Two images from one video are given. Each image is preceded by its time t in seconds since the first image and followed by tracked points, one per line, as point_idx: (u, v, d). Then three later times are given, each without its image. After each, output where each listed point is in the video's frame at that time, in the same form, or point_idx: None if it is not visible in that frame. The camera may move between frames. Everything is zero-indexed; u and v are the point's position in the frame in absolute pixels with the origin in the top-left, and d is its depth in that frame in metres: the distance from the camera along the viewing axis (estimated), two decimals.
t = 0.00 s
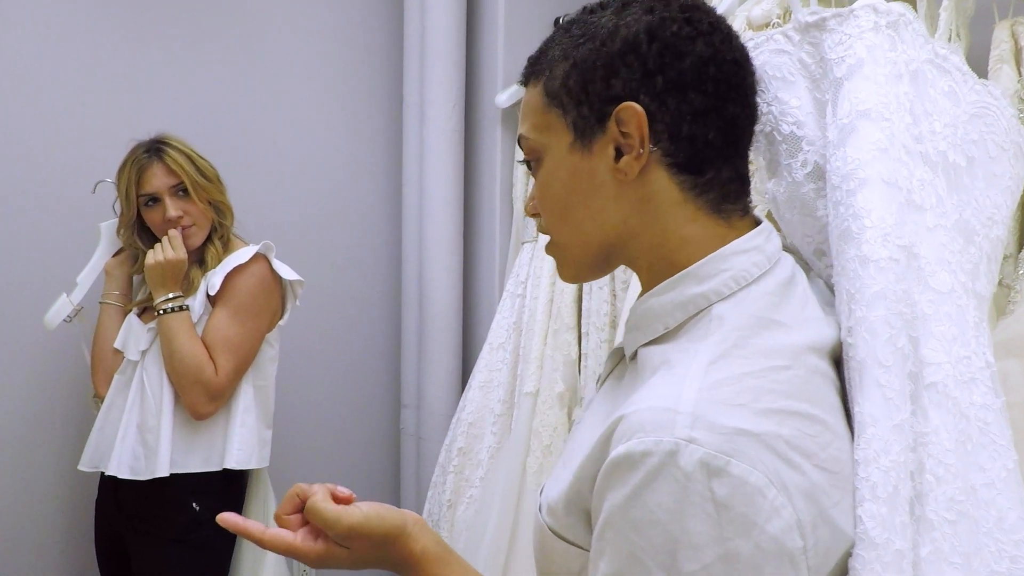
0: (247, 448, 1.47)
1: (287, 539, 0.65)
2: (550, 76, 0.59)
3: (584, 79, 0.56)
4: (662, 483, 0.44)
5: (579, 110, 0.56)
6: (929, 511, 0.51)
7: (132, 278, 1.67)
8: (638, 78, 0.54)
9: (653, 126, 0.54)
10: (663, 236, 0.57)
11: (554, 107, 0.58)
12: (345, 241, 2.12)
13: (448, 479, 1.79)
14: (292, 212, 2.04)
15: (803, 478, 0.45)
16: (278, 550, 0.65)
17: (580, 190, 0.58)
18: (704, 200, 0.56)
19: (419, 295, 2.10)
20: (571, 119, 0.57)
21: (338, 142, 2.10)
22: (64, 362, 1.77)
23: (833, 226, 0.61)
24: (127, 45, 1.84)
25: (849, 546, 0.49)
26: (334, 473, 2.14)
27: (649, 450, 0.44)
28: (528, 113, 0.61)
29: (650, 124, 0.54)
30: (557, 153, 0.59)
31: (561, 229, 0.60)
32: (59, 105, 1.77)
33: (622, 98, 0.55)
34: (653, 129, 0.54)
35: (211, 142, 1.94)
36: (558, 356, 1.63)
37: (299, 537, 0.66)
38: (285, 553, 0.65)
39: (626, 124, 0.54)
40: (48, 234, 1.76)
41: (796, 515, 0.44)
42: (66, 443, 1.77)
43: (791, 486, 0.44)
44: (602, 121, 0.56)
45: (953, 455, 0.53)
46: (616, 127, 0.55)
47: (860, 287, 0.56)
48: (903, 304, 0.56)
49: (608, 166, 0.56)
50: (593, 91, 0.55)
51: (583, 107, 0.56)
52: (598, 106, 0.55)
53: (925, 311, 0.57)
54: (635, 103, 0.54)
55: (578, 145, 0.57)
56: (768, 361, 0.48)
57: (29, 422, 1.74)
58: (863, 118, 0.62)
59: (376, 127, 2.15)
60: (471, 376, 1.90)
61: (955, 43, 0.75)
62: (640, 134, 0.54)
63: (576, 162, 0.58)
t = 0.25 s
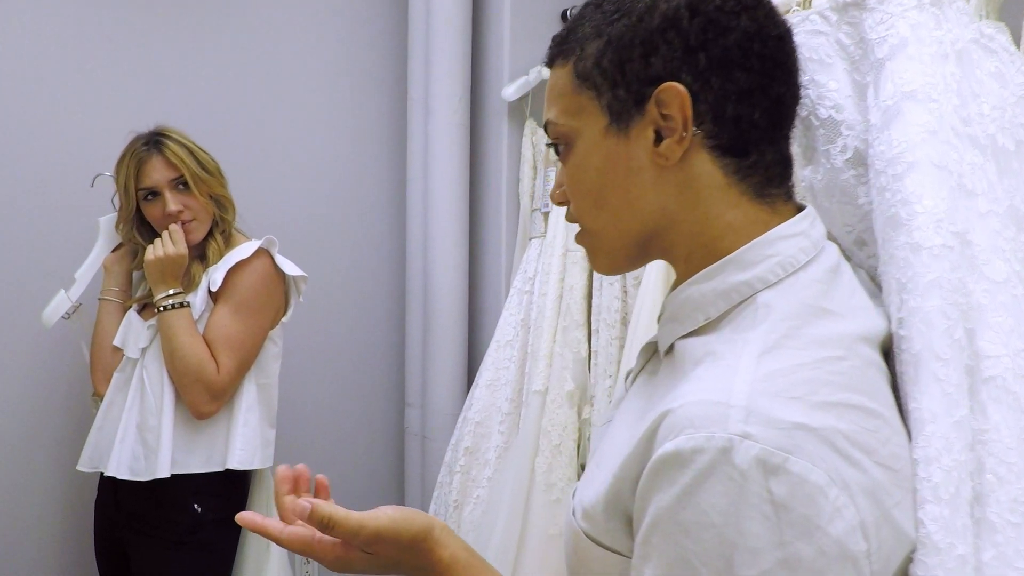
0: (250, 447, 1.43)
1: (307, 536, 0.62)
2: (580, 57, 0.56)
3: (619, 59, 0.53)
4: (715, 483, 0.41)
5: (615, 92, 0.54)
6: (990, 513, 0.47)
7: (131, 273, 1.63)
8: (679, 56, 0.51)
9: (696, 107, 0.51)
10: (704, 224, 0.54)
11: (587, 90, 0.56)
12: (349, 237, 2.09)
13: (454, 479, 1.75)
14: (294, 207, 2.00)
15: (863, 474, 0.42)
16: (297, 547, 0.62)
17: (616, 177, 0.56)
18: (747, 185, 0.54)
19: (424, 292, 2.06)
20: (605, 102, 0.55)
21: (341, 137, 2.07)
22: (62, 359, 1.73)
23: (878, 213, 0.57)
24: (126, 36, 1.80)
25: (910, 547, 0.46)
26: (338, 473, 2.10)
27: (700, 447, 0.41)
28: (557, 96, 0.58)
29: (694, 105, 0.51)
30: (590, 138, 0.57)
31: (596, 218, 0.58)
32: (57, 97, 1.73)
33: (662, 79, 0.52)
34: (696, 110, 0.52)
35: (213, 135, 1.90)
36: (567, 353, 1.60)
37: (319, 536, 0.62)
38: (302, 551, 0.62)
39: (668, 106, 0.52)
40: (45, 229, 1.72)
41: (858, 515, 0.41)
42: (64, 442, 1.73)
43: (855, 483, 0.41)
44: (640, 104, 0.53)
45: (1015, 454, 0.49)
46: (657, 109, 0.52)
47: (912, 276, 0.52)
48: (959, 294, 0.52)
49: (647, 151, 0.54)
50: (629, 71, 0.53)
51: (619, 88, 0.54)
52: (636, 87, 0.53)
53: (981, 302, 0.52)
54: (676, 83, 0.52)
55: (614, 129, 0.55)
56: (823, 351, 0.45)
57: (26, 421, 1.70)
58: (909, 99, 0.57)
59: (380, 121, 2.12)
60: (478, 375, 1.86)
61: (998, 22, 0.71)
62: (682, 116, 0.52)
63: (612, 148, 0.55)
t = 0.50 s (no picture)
0: (255, 447, 1.39)
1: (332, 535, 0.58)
2: (629, 22, 0.58)
3: (669, 29, 0.55)
4: (783, 486, 0.43)
5: (663, 64, 0.56)
6: None
7: (134, 269, 1.60)
8: (734, 26, 0.53)
9: (748, 83, 0.53)
10: (747, 202, 0.56)
11: (634, 60, 0.59)
12: (354, 234, 2.05)
13: (462, 479, 1.72)
14: (299, 203, 1.97)
15: (938, 474, 0.43)
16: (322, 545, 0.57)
17: (659, 149, 0.58)
18: (800, 165, 0.55)
19: (430, 290, 2.03)
20: (652, 74, 0.57)
21: (346, 131, 2.04)
22: (62, 357, 1.69)
23: (936, 195, 0.56)
24: (129, 27, 1.77)
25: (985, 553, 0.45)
26: (342, 474, 2.07)
27: (767, 446, 0.43)
28: (605, 67, 0.61)
29: (746, 81, 0.53)
30: (634, 108, 0.59)
31: (636, 188, 0.60)
32: (57, 89, 1.69)
33: (714, 50, 0.54)
34: (748, 85, 0.54)
35: (216, 129, 1.87)
36: (578, 351, 1.56)
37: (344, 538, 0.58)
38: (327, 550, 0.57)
39: (717, 82, 0.54)
40: (45, 224, 1.68)
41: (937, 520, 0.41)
42: (63, 442, 1.70)
43: (931, 486, 0.42)
44: (688, 77, 0.55)
45: None
46: (705, 84, 0.55)
47: (979, 263, 0.51)
48: None
49: (692, 126, 0.56)
50: (679, 41, 0.55)
51: (667, 61, 0.56)
52: (685, 60, 0.55)
53: None
54: (729, 57, 0.53)
55: (659, 103, 0.57)
56: (890, 343, 0.46)
57: (25, 420, 1.67)
58: (968, 76, 0.55)
59: (386, 116, 2.09)
60: (485, 373, 1.83)
61: None
62: (731, 92, 0.54)
63: (657, 120, 0.58)
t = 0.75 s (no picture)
0: (253, 451, 1.37)
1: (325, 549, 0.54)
2: (641, 13, 0.59)
3: (675, 20, 0.55)
4: (808, 506, 0.43)
5: (668, 56, 0.56)
6: None
7: (130, 270, 1.58)
8: (735, 15, 0.52)
9: (751, 74, 0.53)
10: (755, 198, 0.55)
11: (643, 54, 0.59)
12: (352, 234, 2.03)
13: (462, 482, 1.70)
14: (297, 203, 1.95)
15: (974, 491, 0.42)
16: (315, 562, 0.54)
17: (665, 142, 0.58)
18: (814, 161, 0.53)
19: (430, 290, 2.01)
20: (658, 67, 0.58)
21: (345, 131, 2.02)
22: (56, 359, 1.67)
23: (963, 193, 0.56)
24: (124, 24, 1.75)
25: None
26: (340, 477, 2.04)
27: (791, 464, 0.43)
28: (619, 61, 0.62)
29: (744, 72, 0.53)
30: (643, 102, 0.60)
31: (646, 182, 0.61)
32: (51, 86, 1.67)
33: (716, 41, 0.53)
34: (750, 76, 0.53)
35: (213, 128, 1.85)
36: (580, 353, 1.54)
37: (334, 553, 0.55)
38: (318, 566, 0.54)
39: (717, 74, 0.54)
40: (38, 224, 1.66)
41: (973, 540, 0.41)
42: (58, 445, 1.68)
43: (970, 505, 0.42)
44: (691, 70, 0.55)
45: None
46: (707, 77, 0.54)
47: (1011, 264, 0.51)
48: None
49: (696, 119, 0.56)
50: (683, 33, 0.55)
51: (672, 54, 0.56)
52: (687, 52, 0.55)
53: None
54: (729, 48, 0.53)
55: (665, 95, 0.58)
56: (920, 351, 0.46)
57: (18, 423, 1.64)
58: (994, 69, 0.54)
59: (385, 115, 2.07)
60: (485, 375, 1.81)
61: None
62: (731, 84, 0.53)
63: (662, 112, 0.58)
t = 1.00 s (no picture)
0: (248, 452, 1.36)
1: None
2: (635, 7, 0.59)
3: (666, 13, 0.55)
4: (799, 511, 0.42)
5: (659, 49, 0.56)
6: None
7: (123, 270, 1.57)
8: (723, 7, 0.51)
9: (740, 66, 0.52)
10: (748, 193, 0.54)
11: (637, 48, 0.59)
12: (347, 234, 2.03)
13: (458, 483, 1.69)
14: (293, 202, 1.94)
15: (970, 496, 0.42)
16: None
17: (659, 136, 0.58)
18: (807, 155, 0.52)
19: (426, 291, 2.01)
20: (651, 61, 0.57)
21: (340, 130, 2.01)
22: (49, 360, 1.66)
23: (962, 190, 0.55)
24: (119, 22, 1.73)
25: None
26: (335, 478, 2.04)
27: (780, 469, 0.42)
28: (615, 56, 0.62)
29: (732, 63, 0.52)
30: (638, 96, 0.60)
31: (641, 177, 0.61)
32: (43, 84, 1.65)
33: (705, 33, 0.53)
34: (739, 68, 0.52)
35: (207, 127, 1.84)
36: (575, 353, 1.53)
37: None
38: None
39: (705, 67, 0.53)
40: (31, 223, 1.65)
41: (967, 547, 0.40)
42: (52, 446, 1.67)
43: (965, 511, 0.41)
44: (681, 63, 0.55)
45: None
46: (696, 70, 0.54)
47: (1009, 262, 0.50)
48: None
49: (686, 112, 0.55)
50: (673, 26, 0.54)
51: (663, 47, 0.56)
52: (677, 45, 0.54)
53: None
54: (718, 40, 0.52)
55: (657, 89, 0.57)
56: (916, 352, 0.45)
57: (10, 424, 1.63)
58: (993, 63, 0.53)
59: (380, 115, 2.07)
60: (481, 375, 1.80)
61: None
62: (719, 77, 0.52)
63: (655, 106, 0.58)
